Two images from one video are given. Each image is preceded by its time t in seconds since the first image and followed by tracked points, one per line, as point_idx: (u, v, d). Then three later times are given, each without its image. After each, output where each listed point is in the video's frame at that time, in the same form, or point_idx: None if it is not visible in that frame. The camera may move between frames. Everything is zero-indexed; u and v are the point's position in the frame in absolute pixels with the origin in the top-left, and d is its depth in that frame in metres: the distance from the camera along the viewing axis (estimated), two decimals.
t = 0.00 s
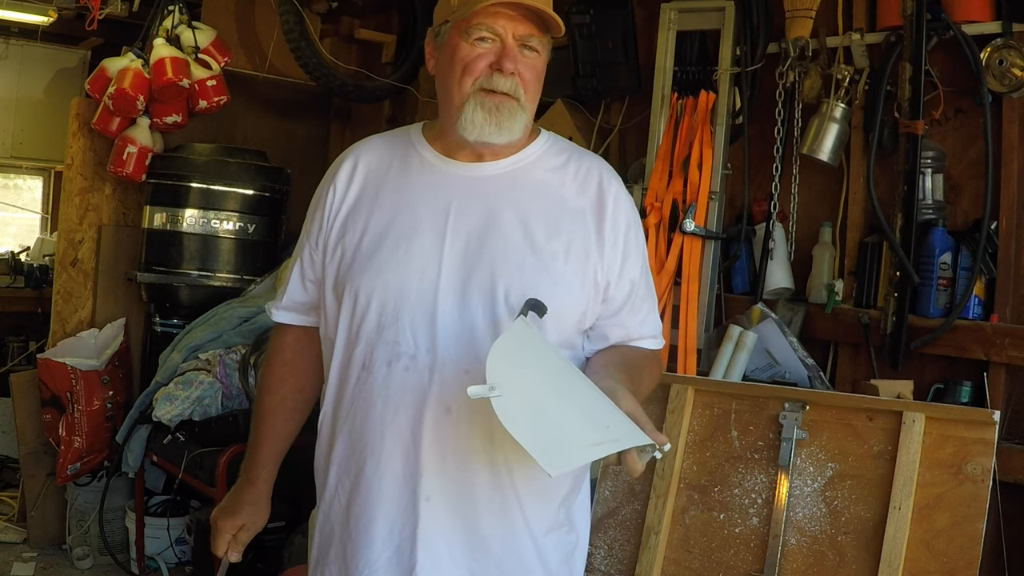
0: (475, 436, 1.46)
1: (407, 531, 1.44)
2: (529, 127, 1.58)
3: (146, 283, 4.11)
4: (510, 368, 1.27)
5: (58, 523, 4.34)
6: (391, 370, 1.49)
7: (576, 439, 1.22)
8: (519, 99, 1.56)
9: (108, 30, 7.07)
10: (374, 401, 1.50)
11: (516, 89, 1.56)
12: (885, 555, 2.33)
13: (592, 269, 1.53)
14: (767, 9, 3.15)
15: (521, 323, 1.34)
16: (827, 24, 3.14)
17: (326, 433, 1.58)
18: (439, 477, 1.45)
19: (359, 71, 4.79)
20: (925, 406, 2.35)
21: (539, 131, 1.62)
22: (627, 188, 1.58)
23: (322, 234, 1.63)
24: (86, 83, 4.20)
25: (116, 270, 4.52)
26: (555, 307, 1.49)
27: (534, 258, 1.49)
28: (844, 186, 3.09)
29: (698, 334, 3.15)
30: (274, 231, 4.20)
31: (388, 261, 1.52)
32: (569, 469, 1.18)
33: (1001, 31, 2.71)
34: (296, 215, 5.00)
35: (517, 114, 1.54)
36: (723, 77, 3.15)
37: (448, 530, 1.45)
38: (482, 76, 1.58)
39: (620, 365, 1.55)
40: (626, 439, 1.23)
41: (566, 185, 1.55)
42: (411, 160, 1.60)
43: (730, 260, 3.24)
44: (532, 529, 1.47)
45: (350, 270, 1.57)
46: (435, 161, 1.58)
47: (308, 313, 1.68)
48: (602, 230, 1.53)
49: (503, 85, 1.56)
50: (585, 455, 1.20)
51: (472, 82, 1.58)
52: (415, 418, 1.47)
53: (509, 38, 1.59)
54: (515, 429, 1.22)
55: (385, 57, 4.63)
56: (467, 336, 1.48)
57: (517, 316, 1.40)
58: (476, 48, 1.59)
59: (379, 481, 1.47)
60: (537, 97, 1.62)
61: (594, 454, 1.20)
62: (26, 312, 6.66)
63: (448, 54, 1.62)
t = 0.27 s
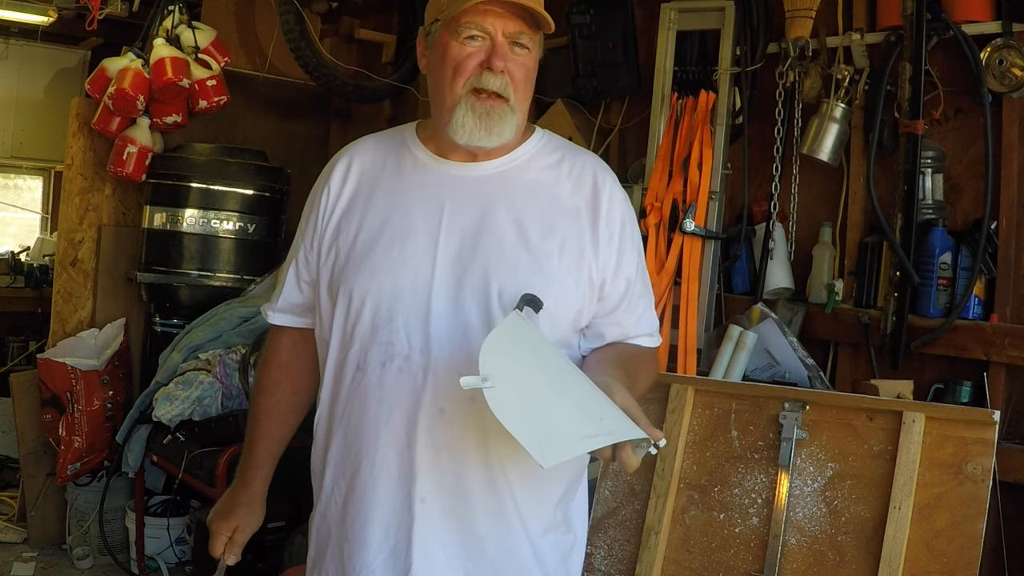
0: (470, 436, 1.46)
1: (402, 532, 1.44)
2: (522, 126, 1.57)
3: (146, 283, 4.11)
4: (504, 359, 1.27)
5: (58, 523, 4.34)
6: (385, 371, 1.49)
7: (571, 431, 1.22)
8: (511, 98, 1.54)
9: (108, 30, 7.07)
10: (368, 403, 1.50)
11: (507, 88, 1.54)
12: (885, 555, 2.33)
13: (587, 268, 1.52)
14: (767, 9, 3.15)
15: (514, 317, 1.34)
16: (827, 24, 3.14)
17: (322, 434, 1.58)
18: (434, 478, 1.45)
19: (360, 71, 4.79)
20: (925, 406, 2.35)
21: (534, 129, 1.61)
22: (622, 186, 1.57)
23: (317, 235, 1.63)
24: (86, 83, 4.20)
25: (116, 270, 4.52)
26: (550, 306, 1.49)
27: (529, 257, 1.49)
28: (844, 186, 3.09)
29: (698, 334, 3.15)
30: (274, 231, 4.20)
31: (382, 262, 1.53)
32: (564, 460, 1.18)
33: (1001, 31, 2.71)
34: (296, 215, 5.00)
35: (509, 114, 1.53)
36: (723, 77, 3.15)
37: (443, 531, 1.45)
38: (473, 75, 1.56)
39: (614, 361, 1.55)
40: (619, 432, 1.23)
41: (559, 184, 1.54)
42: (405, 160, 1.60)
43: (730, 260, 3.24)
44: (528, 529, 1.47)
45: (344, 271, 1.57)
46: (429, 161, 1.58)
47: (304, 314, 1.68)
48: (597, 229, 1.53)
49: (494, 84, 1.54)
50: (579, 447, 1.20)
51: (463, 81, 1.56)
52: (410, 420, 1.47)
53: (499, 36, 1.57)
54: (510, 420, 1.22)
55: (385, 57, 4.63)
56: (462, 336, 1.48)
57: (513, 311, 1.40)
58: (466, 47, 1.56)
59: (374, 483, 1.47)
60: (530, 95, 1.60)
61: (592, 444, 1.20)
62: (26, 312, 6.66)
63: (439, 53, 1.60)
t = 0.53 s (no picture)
0: (463, 435, 1.45)
1: (395, 532, 1.44)
2: (515, 124, 1.56)
3: (146, 283, 4.11)
4: (499, 355, 1.27)
5: (59, 523, 4.34)
6: (378, 371, 1.49)
7: (565, 425, 1.21)
8: (504, 93, 1.54)
9: (108, 30, 7.08)
10: (362, 403, 1.50)
11: (499, 83, 1.54)
12: (885, 555, 2.33)
13: (581, 265, 1.52)
14: (767, 9, 3.15)
15: (510, 314, 1.34)
16: (827, 24, 3.14)
17: (318, 435, 1.58)
18: (426, 478, 1.45)
19: (359, 71, 4.79)
20: (925, 406, 2.34)
21: (528, 126, 1.61)
22: (617, 181, 1.56)
23: (311, 235, 1.63)
24: (86, 83, 4.20)
25: (116, 270, 4.52)
26: (544, 304, 1.48)
27: (521, 255, 1.49)
28: (844, 185, 3.09)
29: (698, 334, 3.15)
30: (274, 231, 4.20)
31: (375, 261, 1.53)
32: (557, 452, 1.17)
33: (1001, 31, 2.71)
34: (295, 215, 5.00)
35: (501, 110, 1.52)
36: (723, 77, 3.15)
37: (436, 531, 1.44)
38: (464, 70, 1.55)
39: (612, 358, 1.54)
40: (616, 425, 1.22)
41: (553, 181, 1.54)
42: (399, 159, 1.60)
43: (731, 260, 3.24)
44: (523, 529, 1.46)
45: (337, 271, 1.57)
46: (422, 159, 1.58)
47: (300, 314, 1.68)
48: (591, 226, 1.52)
49: (486, 80, 1.54)
50: (574, 439, 1.19)
51: (455, 77, 1.55)
52: (403, 419, 1.47)
53: (491, 31, 1.56)
54: (504, 413, 1.22)
55: (385, 57, 4.63)
56: (454, 334, 1.47)
57: (507, 307, 1.40)
58: (458, 43, 1.56)
59: (367, 483, 1.47)
60: (524, 88, 1.59)
61: (584, 438, 1.19)
62: (26, 312, 6.66)
63: (431, 49, 1.60)
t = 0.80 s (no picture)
0: (458, 436, 1.45)
1: (389, 534, 1.45)
2: (510, 124, 1.56)
3: (146, 283, 4.12)
4: (492, 362, 1.27)
5: (59, 523, 4.34)
6: (373, 371, 1.49)
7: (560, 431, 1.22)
8: (497, 93, 1.53)
9: (108, 30, 7.08)
10: (357, 404, 1.50)
11: (493, 83, 1.54)
12: (885, 555, 2.33)
13: (577, 266, 1.51)
14: (767, 9, 3.15)
15: (504, 316, 1.34)
16: (827, 24, 3.14)
17: (312, 435, 1.59)
18: (421, 479, 1.45)
19: (359, 71, 4.79)
20: (925, 406, 2.35)
21: (525, 125, 1.61)
22: (613, 181, 1.56)
23: (307, 235, 1.63)
24: (86, 83, 4.20)
25: (116, 270, 4.52)
26: (539, 305, 1.48)
27: (516, 255, 1.49)
28: (844, 185, 3.09)
29: (698, 334, 3.15)
30: (274, 232, 4.20)
31: (369, 262, 1.53)
32: (551, 461, 1.18)
33: (1001, 31, 2.71)
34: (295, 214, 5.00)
35: (495, 111, 1.52)
36: (723, 77, 3.15)
37: (431, 533, 1.45)
38: (458, 70, 1.55)
39: (609, 359, 1.54)
40: (611, 430, 1.22)
41: (549, 182, 1.54)
42: (394, 160, 1.60)
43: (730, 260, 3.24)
44: (519, 530, 1.46)
45: (333, 271, 1.57)
46: (417, 160, 1.58)
47: (296, 315, 1.67)
48: (587, 226, 1.52)
49: (480, 80, 1.54)
50: (569, 447, 1.20)
51: (449, 79, 1.55)
52: (397, 420, 1.47)
53: (485, 30, 1.56)
54: (497, 421, 1.22)
55: (385, 57, 4.63)
56: (449, 335, 1.47)
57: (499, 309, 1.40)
58: (452, 44, 1.56)
59: (362, 484, 1.48)
60: (519, 88, 1.59)
61: (580, 444, 1.20)
62: (26, 312, 6.66)
63: (426, 50, 1.59)
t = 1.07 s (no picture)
0: (458, 435, 1.45)
1: (389, 534, 1.45)
2: (508, 124, 1.56)
3: (146, 283, 4.12)
4: (492, 352, 1.27)
5: (59, 523, 4.34)
6: (372, 372, 1.49)
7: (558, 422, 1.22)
8: (495, 93, 1.53)
9: (108, 30, 7.08)
10: (356, 403, 1.50)
11: (491, 85, 1.53)
12: (885, 555, 2.33)
13: (576, 265, 1.51)
14: (767, 9, 3.15)
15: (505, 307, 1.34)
16: (827, 24, 3.14)
17: (312, 435, 1.58)
18: (420, 479, 1.45)
19: (359, 70, 4.79)
20: (925, 406, 2.35)
21: (523, 124, 1.60)
22: (613, 180, 1.56)
23: (306, 235, 1.63)
24: (86, 83, 4.20)
25: (116, 270, 4.52)
26: (538, 304, 1.48)
27: (515, 254, 1.49)
28: (844, 185, 3.09)
29: (698, 334, 3.15)
30: (274, 232, 4.20)
31: (368, 261, 1.53)
32: (551, 451, 1.18)
33: (1001, 31, 2.71)
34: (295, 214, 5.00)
35: (493, 111, 1.52)
36: (723, 77, 3.15)
37: (431, 532, 1.45)
38: (456, 73, 1.55)
39: (609, 358, 1.54)
40: (611, 420, 1.22)
41: (548, 181, 1.54)
42: (393, 160, 1.60)
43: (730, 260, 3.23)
44: (519, 529, 1.46)
45: (332, 271, 1.57)
46: (415, 160, 1.57)
47: (296, 315, 1.67)
48: (586, 225, 1.52)
49: (478, 82, 1.53)
50: (569, 437, 1.20)
51: (446, 81, 1.55)
52: (396, 420, 1.47)
53: (481, 32, 1.55)
54: (496, 412, 1.22)
55: (385, 57, 4.63)
56: (448, 335, 1.47)
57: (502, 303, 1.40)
58: (449, 46, 1.55)
59: (361, 484, 1.48)
60: (517, 88, 1.58)
61: (579, 435, 1.20)
62: (26, 312, 6.66)
63: (423, 53, 1.59)
